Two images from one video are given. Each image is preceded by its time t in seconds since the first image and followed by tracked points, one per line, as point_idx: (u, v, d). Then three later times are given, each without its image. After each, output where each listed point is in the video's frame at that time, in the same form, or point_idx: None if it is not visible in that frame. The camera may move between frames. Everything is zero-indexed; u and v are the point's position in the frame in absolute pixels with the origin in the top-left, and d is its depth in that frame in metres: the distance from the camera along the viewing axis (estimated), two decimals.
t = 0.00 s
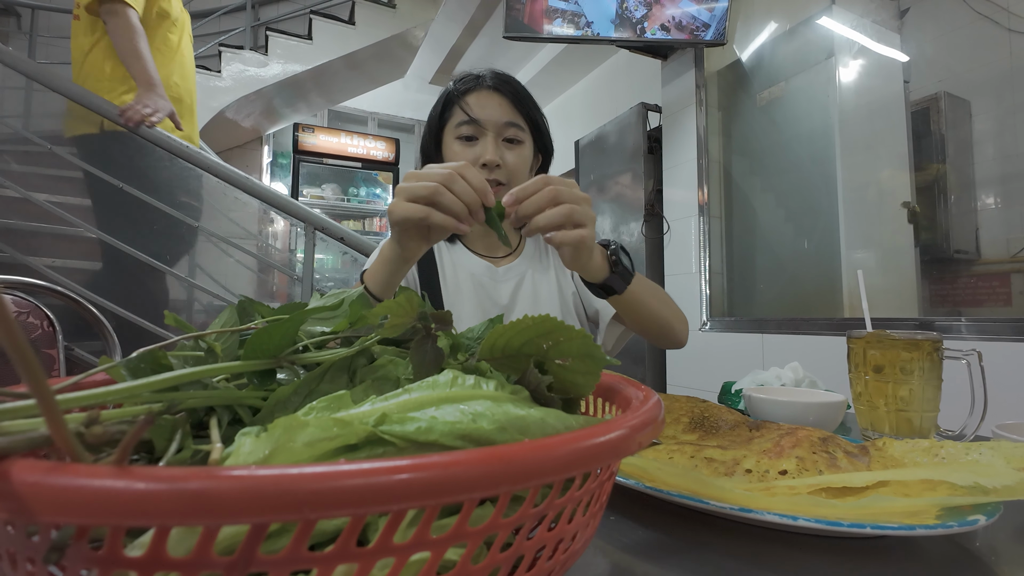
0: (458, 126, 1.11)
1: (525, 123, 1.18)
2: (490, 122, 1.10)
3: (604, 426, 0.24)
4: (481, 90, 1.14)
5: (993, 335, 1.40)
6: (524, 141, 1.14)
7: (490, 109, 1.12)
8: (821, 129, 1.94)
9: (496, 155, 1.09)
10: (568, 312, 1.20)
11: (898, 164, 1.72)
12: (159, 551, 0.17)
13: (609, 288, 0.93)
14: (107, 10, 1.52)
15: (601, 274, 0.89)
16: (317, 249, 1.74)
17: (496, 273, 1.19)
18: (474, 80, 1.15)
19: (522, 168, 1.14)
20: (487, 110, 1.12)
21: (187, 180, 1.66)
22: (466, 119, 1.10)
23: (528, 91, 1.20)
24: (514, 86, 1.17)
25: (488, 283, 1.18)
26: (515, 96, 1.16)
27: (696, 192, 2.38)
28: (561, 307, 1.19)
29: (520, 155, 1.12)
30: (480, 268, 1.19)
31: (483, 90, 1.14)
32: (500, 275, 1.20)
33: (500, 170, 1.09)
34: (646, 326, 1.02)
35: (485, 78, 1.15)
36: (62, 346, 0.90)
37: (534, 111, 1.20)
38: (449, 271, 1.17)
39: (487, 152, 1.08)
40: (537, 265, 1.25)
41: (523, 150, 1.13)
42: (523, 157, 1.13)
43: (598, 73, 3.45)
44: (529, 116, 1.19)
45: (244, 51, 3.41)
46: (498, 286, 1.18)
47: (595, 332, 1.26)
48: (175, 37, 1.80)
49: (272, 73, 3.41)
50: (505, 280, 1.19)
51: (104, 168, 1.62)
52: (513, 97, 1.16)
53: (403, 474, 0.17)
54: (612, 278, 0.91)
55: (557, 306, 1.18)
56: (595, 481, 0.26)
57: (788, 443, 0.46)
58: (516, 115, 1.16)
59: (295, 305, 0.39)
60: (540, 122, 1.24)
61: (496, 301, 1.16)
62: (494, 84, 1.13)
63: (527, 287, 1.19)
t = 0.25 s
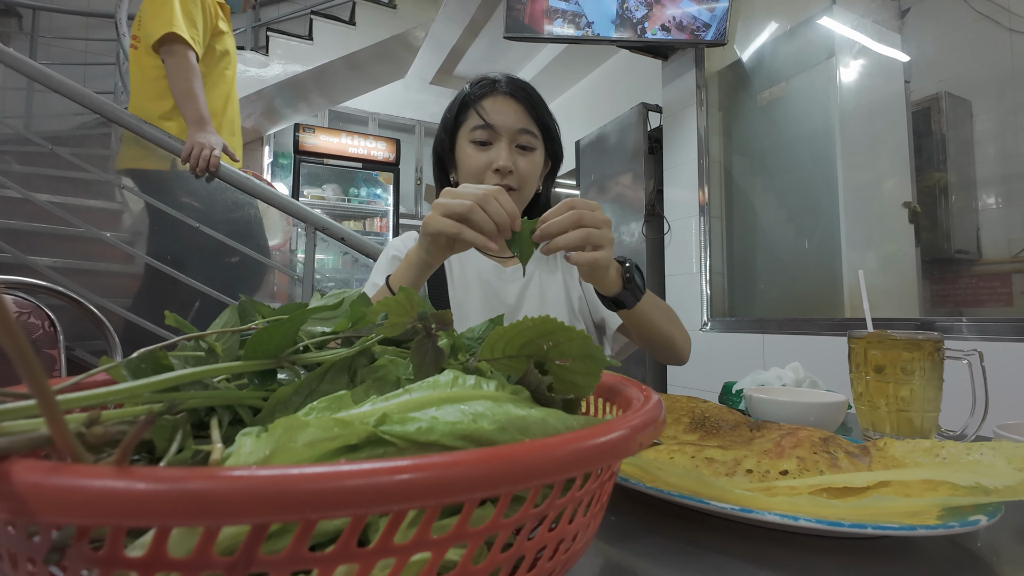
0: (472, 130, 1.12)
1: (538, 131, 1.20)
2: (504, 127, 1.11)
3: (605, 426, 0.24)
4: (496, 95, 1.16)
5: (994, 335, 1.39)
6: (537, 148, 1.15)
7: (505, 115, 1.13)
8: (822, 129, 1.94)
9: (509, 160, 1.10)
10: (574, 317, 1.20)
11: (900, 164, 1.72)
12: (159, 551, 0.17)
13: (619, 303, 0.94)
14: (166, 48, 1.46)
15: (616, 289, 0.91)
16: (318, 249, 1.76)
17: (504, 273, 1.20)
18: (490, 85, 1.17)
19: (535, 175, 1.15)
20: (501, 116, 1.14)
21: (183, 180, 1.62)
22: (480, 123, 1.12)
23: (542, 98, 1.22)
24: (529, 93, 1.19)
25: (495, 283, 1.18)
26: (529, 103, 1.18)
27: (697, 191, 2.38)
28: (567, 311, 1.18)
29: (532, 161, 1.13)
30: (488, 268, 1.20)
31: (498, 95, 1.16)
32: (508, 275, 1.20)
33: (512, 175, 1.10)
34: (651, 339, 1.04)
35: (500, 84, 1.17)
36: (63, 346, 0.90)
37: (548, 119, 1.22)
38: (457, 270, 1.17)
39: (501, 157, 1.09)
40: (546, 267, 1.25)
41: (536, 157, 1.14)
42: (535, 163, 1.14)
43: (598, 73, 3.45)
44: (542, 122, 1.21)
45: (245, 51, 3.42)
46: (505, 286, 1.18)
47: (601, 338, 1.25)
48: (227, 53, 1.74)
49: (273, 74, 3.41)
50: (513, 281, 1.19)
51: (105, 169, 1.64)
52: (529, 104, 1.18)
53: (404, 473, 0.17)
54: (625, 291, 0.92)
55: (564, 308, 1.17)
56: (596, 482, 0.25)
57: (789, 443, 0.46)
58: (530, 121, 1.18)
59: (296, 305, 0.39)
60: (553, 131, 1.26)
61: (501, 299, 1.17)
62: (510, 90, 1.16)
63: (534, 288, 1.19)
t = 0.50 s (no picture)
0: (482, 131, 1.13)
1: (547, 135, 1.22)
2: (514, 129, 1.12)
3: (605, 426, 0.24)
4: (508, 98, 1.18)
5: (995, 336, 1.39)
6: (545, 151, 1.16)
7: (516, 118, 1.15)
8: (822, 129, 1.94)
9: (519, 162, 1.11)
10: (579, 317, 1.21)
11: (900, 165, 1.72)
12: (159, 552, 0.17)
13: (613, 306, 0.97)
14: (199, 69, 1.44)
15: (609, 294, 0.96)
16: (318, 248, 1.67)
17: (510, 272, 1.20)
18: (501, 88, 1.19)
19: (543, 178, 1.16)
20: (513, 119, 1.15)
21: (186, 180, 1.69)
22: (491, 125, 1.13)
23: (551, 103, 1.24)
24: (539, 98, 1.20)
25: (502, 282, 1.18)
26: (539, 107, 1.20)
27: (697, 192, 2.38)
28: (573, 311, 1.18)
29: (541, 164, 1.14)
30: (494, 266, 1.20)
31: (510, 99, 1.18)
32: (514, 274, 1.21)
33: (521, 178, 1.11)
34: (637, 353, 1.05)
35: (511, 88, 1.19)
36: (64, 346, 0.90)
37: (556, 124, 1.24)
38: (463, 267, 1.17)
39: (510, 159, 1.10)
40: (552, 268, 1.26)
41: (544, 161, 1.15)
42: (543, 166, 1.15)
43: (598, 74, 3.46)
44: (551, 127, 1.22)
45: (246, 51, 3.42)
46: (512, 285, 1.18)
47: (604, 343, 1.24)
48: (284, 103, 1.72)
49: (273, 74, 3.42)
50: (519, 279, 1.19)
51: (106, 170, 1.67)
52: (539, 108, 1.20)
53: (404, 474, 0.17)
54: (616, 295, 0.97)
55: (570, 309, 1.17)
56: (596, 482, 0.25)
57: (789, 443, 0.46)
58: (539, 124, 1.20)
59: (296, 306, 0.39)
60: (560, 136, 1.28)
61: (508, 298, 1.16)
62: (522, 94, 1.18)
63: (540, 285, 1.19)
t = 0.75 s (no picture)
0: (487, 126, 1.15)
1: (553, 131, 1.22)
2: (519, 124, 1.13)
3: (604, 426, 0.24)
4: (514, 93, 1.18)
5: (996, 336, 1.39)
6: (551, 146, 1.17)
7: (521, 113, 1.15)
8: (823, 129, 1.93)
9: (523, 156, 1.11)
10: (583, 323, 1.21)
11: (901, 165, 1.72)
12: (160, 551, 0.17)
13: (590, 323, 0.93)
14: (272, 101, 1.49)
15: (585, 312, 0.94)
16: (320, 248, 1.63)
17: (513, 277, 1.20)
18: (507, 84, 1.20)
19: (549, 172, 1.16)
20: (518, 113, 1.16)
21: (186, 181, 1.65)
22: (496, 120, 1.14)
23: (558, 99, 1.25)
24: (545, 93, 1.21)
25: (506, 284, 1.19)
26: (546, 102, 1.20)
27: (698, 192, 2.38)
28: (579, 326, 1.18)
29: (546, 158, 1.15)
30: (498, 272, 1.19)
31: (516, 94, 1.18)
32: (519, 279, 1.20)
33: (526, 172, 1.11)
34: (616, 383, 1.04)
35: (517, 84, 1.20)
36: (65, 346, 0.91)
37: (563, 120, 1.24)
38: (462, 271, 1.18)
39: (514, 153, 1.11)
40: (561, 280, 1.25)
41: (549, 155, 1.16)
42: (549, 160, 1.15)
43: (598, 74, 3.46)
44: (558, 122, 1.23)
45: (247, 52, 3.43)
46: (516, 288, 1.19)
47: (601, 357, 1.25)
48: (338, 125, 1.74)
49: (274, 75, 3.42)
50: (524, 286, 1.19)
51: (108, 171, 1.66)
52: (545, 105, 1.20)
53: (404, 473, 0.17)
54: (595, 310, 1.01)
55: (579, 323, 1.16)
56: (596, 482, 0.25)
57: (789, 443, 0.46)
58: (546, 120, 1.20)
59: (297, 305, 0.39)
60: (567, 132, 1.27)
61: (512, 300, 1.17)
62: (527, 91, 1.18)
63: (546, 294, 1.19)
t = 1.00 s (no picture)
0: (496, 127, 1.17)
1: (564, 129, 1.23)
2: (527, 122, 1.15)
3: (604, 427, 0.24)
4: (522, 92, 1.19)
5: (997, 336, 1.39)
6: (561, 143, 1.18)
7: (529, 111, 1.17)
8: (824, 129, 1.93)
9: (532, 155, 1.13)
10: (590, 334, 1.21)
11: (901, 165, 1.72)
12: (159, 551, 0.17)
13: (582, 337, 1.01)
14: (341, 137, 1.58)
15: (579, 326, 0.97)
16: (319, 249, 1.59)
17: (525, 286, 1.22)
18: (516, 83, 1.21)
19: (559, 168, 1.17)
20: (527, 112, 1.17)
21: (186, 182, 1.66)
22: (504, 119, 1.17)
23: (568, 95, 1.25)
24: (554, 90, 1.21)
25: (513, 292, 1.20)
26: (555, 99, 1.21)
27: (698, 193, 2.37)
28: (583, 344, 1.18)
29: (556, 155, 1.16)
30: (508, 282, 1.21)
31: (524, 93, 1.19)
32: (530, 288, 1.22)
33: (535, 170, 1.14)
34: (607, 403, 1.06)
35: (525, 81, 1.21)
36: (65, 346, 0.91)
37: (574, 117, 1.24)
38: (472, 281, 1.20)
39: (523, 152, 1.13)
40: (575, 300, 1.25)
41: (559, 152, 1.17)
42: (559, 157, 1.17)
43: (598, 74, 3.46)
44: (568, 119, 1.24)
45: (247, 52, 3.43)
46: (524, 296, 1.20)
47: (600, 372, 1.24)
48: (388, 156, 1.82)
49: (274, 75, 3.42)
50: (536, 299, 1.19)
51: (109, 171, 1.67)
52: (554, 103, 1.21)
53: (404, 474, 0.17)
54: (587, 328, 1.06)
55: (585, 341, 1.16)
56: (596, 482, 0.25)
57: (789, 443, 0.46)
58: (555, 117, 1.21)
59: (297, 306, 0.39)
60: (579, 130, 1.28)
61: (519, 308, 1.18)
62: (536, 89, 1.19)
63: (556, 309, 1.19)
